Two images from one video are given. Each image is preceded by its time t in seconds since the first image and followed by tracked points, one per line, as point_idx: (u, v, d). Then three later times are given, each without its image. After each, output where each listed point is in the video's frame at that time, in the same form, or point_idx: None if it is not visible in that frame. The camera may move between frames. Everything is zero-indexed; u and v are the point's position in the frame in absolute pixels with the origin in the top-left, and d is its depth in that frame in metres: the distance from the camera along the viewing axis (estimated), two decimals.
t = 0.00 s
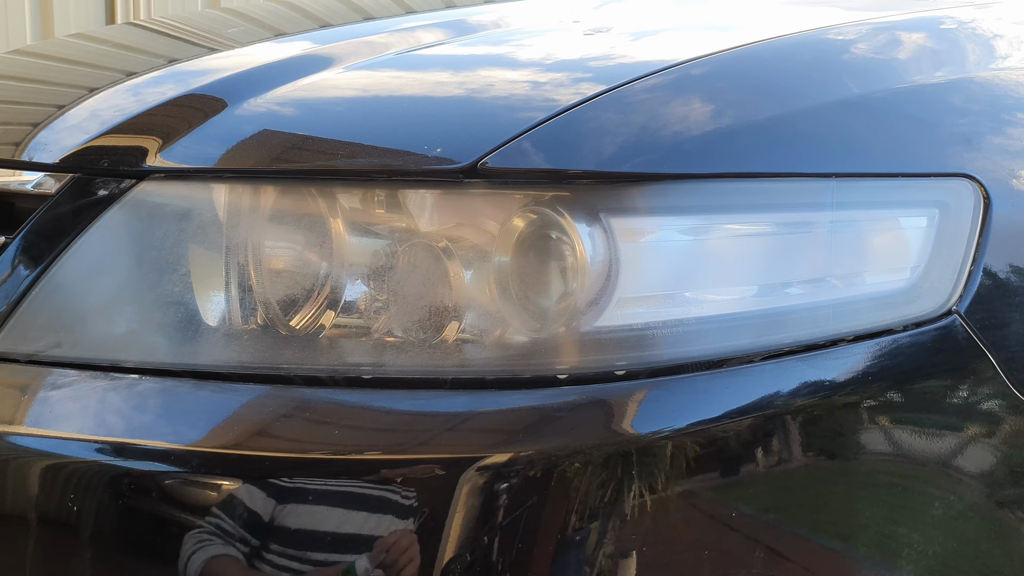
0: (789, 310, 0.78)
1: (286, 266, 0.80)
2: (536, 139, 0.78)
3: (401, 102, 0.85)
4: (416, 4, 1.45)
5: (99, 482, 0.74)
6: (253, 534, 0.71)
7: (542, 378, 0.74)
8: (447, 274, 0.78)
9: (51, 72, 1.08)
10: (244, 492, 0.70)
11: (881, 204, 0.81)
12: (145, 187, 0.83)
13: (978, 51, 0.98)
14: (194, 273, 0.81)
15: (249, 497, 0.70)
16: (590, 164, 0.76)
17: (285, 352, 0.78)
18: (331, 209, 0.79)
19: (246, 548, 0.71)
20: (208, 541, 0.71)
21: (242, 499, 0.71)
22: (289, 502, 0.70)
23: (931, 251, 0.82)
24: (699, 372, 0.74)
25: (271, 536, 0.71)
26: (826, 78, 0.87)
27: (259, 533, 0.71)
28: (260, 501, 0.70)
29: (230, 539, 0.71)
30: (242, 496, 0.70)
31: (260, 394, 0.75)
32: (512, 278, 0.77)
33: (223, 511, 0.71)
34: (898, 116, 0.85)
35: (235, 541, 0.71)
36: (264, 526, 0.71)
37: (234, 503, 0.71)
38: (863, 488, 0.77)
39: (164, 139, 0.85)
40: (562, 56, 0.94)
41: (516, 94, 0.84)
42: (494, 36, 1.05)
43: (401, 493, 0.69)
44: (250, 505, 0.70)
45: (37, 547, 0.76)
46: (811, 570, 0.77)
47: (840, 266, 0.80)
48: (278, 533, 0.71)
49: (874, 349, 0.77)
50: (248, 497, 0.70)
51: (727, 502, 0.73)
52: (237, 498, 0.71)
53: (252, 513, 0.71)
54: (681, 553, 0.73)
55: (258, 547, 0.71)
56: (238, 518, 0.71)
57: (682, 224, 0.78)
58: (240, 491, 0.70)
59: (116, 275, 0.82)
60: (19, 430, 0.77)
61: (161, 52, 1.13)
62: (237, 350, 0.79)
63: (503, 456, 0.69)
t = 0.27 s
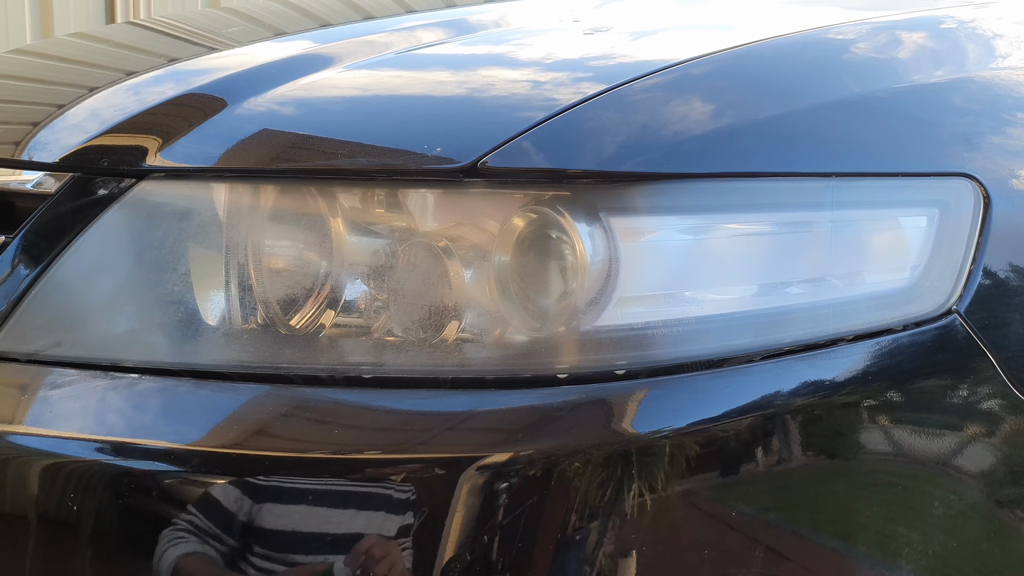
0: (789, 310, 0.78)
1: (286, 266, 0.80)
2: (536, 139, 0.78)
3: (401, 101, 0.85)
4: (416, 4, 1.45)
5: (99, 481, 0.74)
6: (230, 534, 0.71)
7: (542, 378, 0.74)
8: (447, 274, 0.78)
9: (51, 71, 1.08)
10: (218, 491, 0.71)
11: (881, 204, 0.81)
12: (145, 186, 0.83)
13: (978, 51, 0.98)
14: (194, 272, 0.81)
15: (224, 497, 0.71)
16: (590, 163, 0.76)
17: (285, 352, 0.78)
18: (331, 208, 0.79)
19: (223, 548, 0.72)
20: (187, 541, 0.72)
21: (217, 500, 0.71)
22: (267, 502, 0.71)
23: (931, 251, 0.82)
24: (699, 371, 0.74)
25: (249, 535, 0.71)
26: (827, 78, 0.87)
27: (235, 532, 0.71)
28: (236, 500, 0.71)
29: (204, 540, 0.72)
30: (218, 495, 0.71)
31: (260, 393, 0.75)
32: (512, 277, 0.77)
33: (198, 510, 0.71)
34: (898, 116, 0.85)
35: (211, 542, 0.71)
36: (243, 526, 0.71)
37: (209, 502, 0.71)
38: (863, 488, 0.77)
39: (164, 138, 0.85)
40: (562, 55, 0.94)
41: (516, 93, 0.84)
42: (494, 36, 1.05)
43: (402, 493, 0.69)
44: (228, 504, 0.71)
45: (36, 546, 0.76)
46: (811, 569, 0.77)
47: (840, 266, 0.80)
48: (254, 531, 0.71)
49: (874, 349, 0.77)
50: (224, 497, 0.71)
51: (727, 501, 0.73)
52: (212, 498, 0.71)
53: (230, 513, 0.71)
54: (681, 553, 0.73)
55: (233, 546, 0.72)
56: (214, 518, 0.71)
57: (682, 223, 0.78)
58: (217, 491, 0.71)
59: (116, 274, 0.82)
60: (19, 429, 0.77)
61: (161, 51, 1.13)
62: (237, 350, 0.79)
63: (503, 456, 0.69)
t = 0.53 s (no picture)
0: (789, 310, 0.78)
1: (286, 265, 0.80)
2: (537, 138, 0.78)
3: (402, 101, 0.85)
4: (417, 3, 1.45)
5: (99, 480, 0.74)
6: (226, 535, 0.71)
7: (542, 377, 0.74)
8: (447, 273, 0.78)
9: (51, 70, 1.08)
10: (213, 491, 0.71)
11: (882, 203, 0.81)
12: (145, 185, 0.83)
13: (979, 50, 0.98)
14: (194, 272, 0.81)
15: (219, 497, 0.71)
16: (591, 163, 0.76)
17: (286, 351, 0.78)
18: (331, 208, 0.79)
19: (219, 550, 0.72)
20: (183, 541, 0.72)
21: (212, 499, 0.71)
22: (267, 502, 0.71)
23: (932, 250, 0.82)
24: (699, 371, 0.74)
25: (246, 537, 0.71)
26: (827, 77, 0.87)
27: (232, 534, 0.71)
28: (232, 501, 0.71)
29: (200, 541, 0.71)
30: (215, 495, 0.71)
31: (261, 392, 0.75)
32: (512, 277, 0.77)
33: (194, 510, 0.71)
34: (898, 116, 0.85)
35: (207, 542, 0.71)
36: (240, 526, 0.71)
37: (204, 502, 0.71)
38: (863, 488, 0.77)
39: (165, 137, 0.85)
40: (563, 55, 0.94)
41: (517, 93, 0.84)
42: (494, 36, 1.05)
43: (402, 492, 0.69)
44: (225, 505, 0.71)
45: (36, 545, 0.76)
46: (811, 569, 0.77)
47: (841, 265, 0.80)
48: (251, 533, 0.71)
49: (874, 348, 0.77)
50: (220, 497, 0.71)
51: (727, 501, 0.73)
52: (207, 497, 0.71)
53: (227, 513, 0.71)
54: (681, 553, 0.73)
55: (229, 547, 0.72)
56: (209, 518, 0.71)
57: (683, 223, 0.78)
58: (213, 491, 0.71)
59: (116, 273, 0.82)
60: (20, 428, 0.77)
61: (162, 50, 1.13)
62: (237, 349, 0.79)
63: (504, 455, 0.69)
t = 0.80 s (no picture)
0: (789, 309, 0.78)
1: (286, 265, 0.80)
2: (537, 138, 0.78)
3: (402, 100, 0.85)
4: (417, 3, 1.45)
5: (100, 480, 0.74)
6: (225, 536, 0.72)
7: (543, 377, 0.74)
8: (447, 273, 0.78)
9: (51, 70, 1.08)
10: (217, 488, 0.71)
11: (882, 203, 0.81)
12: (146, 185, 0.83)
13: (979, 50, 0.98)
14: (194, 271, 0.81)
15: (223, 494, 0.71)
16: (591, 163, 0.76)
17: (286, 351, 0.78)
18: (332, 208, 0.79)
19: (218, 550, 0.72)
20: (182, 540, 0.72)
21: (216, 496, 0.71)
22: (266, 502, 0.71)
23: (932, 250, 0.82)
24: (699, 371, 0.74)
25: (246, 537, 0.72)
26: (827, 77, 0.87)
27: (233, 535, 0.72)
28: (236, 499, 0.71)
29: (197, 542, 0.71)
30: (216, 494, 0.71)
31: (261, 392, 0.75)
32: (512, 277, 0.77)
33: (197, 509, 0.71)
34: (899, 116, 0.85)
35: (206, 542, 0.71)
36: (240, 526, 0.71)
37: (208, 499, 0.71)
38: (863, 487, 0.77)
39: (165, 137, 0.85)
40: (564, 54, 0.94)
41: (517, 93, 0.84)
42: (494, 35, 1.05)
43: (403, 493, 0.69)
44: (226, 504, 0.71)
45: (37, 545, 0.76)
46: (811, 569, 0.77)
47: (841, 265, 0.80)
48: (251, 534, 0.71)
49: (874, 348, 0.77)
50: (223, 495, 0.71)
51: (727, 501, 0.73)
52: (210, 495, 0.71)
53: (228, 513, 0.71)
54: (681, 552, 0.73)
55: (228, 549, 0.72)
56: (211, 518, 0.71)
57: (683, 223, 0.78)
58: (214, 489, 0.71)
59: (116, 273, 0.82)
60: (20, 428, 0.77)
61: (163, 50, 1.13)
62: (237, 349, 0.79)
63: (504, 455, 0.69)
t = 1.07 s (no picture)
0: (789, 309, 0.78)
1: (287, 265, 0.80)
2: (538, 137, 0.78)
3: (403, 100, 0.85)
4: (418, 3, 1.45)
5: (100, 479, 0.74)
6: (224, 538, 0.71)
7: (543, 377, 0.74)
8: (448, 273, 0.78)
9: (52, 69, 1.08)
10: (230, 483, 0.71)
11: (882, 203, 0.81)
12: (146, 184, 0.83)
13: (980, 50, 0.98)
14: (194, 271, 0.81)
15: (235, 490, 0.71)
16: (591, 162, 0.76)
17: (286, 350, 0.78)
18: (332, 207, 0.79)
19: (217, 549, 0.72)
20: (184, 534, 0.72)
21: (226, 494, 0.71)
22: (266, 502, 0.71)
23: (932, 250, 0.82)
24: (699, 370, 0.74)
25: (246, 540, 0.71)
26: (828, 77, 0.87)
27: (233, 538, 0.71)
28: (245, 498, 0.71)
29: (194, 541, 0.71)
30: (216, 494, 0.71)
31: (261, 392, 0.75)
32: (513, 276, 0.76)
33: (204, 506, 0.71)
34: (900, 115, 0.85)
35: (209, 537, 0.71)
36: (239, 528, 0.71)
37: (220, 495, 0.71)
38: (863, 487, 0.77)
39: (166, 136, 0.85)
40: (565, 54, 0.94)
41: (518, 92, 0.84)
42: (495, 35, 1.05)
43: (403, 493, 0.69)
44: (227, 503, 0.71)
45: (38, 544, 0.76)
46: (811, 569, 0.77)
47: (841, 265, 0.80)
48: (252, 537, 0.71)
49: (875, 348, 0.77)
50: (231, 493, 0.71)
51: (728, 500, 0.73)
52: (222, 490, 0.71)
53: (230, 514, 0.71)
54: (681, 552, 0.73)
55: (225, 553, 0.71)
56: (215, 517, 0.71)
57: (683, 222, 0.78)
58: (219, 488, 0.71)
59: (117, 272, 0.82)
60: (20, 427, 0.77)
61: (163, 50, 1.13)
62: (238, 348, 0.79)
63: (504, 454, 0.69)
